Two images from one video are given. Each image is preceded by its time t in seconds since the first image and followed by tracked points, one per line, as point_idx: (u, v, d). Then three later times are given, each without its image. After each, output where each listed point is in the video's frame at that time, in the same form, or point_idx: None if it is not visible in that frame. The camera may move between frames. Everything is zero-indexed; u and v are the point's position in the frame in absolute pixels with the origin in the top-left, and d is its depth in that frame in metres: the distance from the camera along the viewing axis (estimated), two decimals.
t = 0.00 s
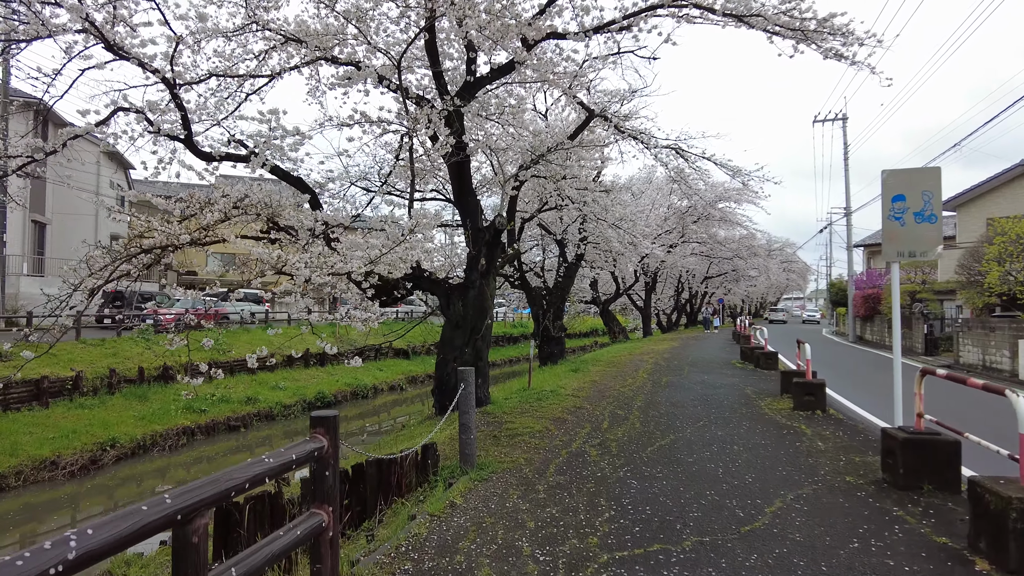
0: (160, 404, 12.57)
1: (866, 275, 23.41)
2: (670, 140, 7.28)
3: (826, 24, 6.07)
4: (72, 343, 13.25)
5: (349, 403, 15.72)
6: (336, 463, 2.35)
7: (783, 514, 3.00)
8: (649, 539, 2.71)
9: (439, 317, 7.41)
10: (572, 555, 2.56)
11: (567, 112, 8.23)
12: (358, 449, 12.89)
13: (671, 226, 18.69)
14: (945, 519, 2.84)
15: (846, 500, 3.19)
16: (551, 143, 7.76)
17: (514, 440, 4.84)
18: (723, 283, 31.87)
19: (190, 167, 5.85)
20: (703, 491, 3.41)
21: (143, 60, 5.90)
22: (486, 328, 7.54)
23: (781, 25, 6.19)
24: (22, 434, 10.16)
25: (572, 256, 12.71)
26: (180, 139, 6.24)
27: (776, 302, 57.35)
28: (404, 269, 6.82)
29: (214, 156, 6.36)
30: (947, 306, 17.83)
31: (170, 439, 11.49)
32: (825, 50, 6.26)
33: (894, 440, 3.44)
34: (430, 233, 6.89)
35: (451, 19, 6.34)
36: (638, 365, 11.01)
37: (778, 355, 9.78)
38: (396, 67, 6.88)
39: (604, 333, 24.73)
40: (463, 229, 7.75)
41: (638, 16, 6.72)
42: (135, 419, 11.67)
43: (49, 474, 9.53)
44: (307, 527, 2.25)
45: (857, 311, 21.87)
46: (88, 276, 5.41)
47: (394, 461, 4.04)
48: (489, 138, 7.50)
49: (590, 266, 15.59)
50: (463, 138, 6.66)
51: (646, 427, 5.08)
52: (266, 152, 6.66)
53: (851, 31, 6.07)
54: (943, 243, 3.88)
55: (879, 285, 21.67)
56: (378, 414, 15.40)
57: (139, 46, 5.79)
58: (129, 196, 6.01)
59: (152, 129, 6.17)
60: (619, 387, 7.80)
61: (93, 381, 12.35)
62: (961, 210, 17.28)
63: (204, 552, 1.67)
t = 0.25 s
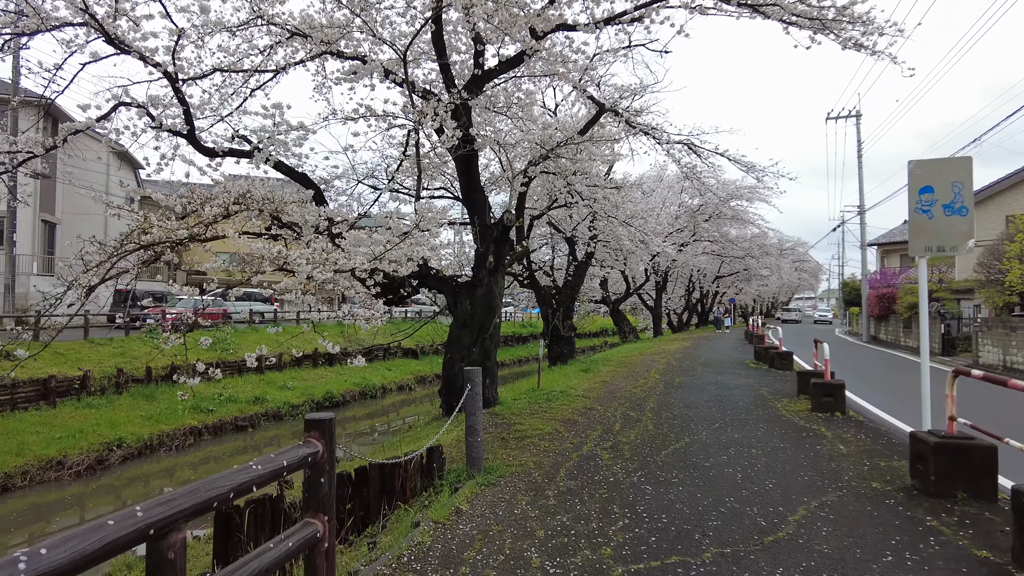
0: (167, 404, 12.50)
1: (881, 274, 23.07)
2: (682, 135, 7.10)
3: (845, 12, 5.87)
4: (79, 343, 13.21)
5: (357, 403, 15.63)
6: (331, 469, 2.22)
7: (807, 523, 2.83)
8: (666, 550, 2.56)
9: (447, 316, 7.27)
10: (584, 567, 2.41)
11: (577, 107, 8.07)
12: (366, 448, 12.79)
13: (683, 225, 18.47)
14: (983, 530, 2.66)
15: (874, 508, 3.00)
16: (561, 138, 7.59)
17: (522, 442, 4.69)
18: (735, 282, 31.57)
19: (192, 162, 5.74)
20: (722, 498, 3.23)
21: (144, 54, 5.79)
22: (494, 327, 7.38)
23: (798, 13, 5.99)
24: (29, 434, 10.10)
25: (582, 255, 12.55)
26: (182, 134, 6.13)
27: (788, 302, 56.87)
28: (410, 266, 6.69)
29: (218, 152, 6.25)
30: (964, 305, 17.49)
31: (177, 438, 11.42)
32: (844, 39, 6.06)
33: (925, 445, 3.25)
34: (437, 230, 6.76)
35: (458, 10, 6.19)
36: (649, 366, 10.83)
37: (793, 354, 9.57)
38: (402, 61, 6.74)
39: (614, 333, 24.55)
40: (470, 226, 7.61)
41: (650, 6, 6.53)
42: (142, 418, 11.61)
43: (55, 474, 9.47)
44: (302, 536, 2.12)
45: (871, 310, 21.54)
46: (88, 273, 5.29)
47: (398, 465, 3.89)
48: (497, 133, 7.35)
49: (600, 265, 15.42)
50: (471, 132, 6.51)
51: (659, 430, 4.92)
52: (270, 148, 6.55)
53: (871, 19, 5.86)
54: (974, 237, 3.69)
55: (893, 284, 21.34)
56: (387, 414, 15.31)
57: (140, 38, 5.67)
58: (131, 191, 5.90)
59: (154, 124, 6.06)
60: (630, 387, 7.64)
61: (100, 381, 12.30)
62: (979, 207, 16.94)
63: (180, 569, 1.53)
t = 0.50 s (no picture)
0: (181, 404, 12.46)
1: (904, 272, 22.59)
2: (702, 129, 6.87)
3: None
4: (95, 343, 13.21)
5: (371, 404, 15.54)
6: (329, 486, 2.12)
7: (846, 543, 2.62)
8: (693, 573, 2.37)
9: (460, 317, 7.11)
10: None
11: (592, 103, 7.87)
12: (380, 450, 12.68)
13: (700, 223, 18.17)
14: None
15: (918, 526, 2.78)
16: (577, 134, 7.39)
17: (537, 449, 4.52)
18: (753, 282, 31.13)
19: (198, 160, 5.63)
20: (750, 514, 3.04)
21: (149, 50, 5.68)
22: (508, 328, 7.21)
23: (825, 1, 5.74)
24: (43, 434, 10.09)
25: (598, 254, 12.34)
26: (189, 132, 6.02)
27: (807, 301, 56.11)
28: (421, 265, 6.53)
29: (225, 150, 6.13)
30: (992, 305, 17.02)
31: (190, 439, 11.37)
32: (873, 27, 5.79)
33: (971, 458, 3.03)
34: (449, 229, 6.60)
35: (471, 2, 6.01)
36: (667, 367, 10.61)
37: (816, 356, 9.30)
38: (413, 56, 6.58)
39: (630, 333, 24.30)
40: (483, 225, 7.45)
41: None
42: (155, 419, 11.57)
43: (69, 475, 9.43)
44: (301, 557, 2.01)
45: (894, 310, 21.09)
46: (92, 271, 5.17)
47: (408, 474, 3.72)
48: (511, 130, 7.17)
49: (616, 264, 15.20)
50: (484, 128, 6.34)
51: (680, 437, 4.71)
52: (279, 146, 6.43)
53: (902, 6, 5.60)
54: (1021, 233, 3.45)
55: (917, 284, 20.88)
56: (401, 415, 15.20)
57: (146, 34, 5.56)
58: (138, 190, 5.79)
59: (161, 122, 5.96)
60: (648, 390, 7.43)
61: (114, 381, 12.29)
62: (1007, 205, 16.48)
63: None
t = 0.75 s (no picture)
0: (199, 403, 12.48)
1: (931, 271, 22.08)
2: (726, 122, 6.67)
3: None
4: (114, 341, 13.26)
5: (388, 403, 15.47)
6: (336, 494, 2.10)
7: (889, 557, 2.44)
8: None
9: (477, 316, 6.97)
10: None
11: (613, 96, 7.69)
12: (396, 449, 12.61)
13: (721, 221, 17.87)
14: None
15: (969, 539, 2.58)
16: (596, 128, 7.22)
17: (556, 452, 4.36)
18: (775, 281, 30.66)
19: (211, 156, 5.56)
20: (785, 523, 2.86)
21: (162, 44, 5.60)
22: (526, 327, 7.06)
23: None
24: (62, 432, 10.11)
25: (617, 252, 12.14)
26: (203, 128, 5.95)
27: (829, 301, 55.28)
28: (437, 262, 6.40)
29: (239, 146, 6.05)
30: None
31: (208, 438, 11.37)
32: (908, 13, 5.55)
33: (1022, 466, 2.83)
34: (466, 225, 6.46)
35: None
36: (688, 368, 10.39)
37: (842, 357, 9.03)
38: (429, 49, 6.45)
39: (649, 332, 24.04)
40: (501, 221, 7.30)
41: None
42: (173, 417, 11.58)
43: (87, 473, 9.45)
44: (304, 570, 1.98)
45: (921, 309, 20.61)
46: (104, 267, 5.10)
47: (423, 476, 3.58)
48: (529, 124, 7.02)
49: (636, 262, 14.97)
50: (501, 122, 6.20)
51: (705, 441, 4.53)
52: (294, 142, 6.34)
53: None
54: None
55: (945, 283, 20.38)
56: (418, 414, 15.13)
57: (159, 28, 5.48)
58: (152, 186, 5.72)
59: (174, 118, 5.89)
60: (670, 392, 7.24)
61: (133, 379, 12.32)
62: None
63: None
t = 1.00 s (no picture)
0: (216, 404, 12.46)
1: (960, 272, 21.55)
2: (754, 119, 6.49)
3: None
4: (133, 341, 13.28)
5: (405, 404, 15.39)
6: (344, 517, 2.11)
7: None
8: None
9: (495, 318, 6.81)
10: None
11: (635, 92, 7.49)
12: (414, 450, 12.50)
13: (743, 221, 17.56)
14: None
15: None
16: (619, 125, 7.03)
17: (579, 462, 4.19)
18: (797, 282, 30.16)
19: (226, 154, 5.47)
20: (829, 545, 2.66)
21: (177, 41, 5.51)
22: (546, 330, 6.89)
23: None
24: (81, 431, 10.11)
25: (638, 253, 11.92)
26: (218, 125, 5.86)
27: (851, 302, 54.42)
28: (455, 263, 6.25)
29: (254, 143, 5.94)
30: None
31: (224, 439, 11.35)
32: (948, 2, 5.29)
33: None
34: (485, 224, 6.30)
35: None
36: (711, 371, 10.15)
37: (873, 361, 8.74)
38: (449, 45, 6.31)
39: (668, 334, 23.74)
40: (520, 220, 7.14)
41: None
42: (191, 417, 11.57)
43: (104, 473, 9.44)
44: None
45: (949, 312, 20.12)
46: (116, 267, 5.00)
47: (441, 487, 3.42)
48: (550, 121, 6.85)
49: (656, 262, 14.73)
50: (521, 118, 6.04)
51: (735, 452, 4.34)
52: (310, 139, 6.23)
53: None
54: None
55: (974, 284, 19.85)
56: (435, 416, 15.03)
57: (174, 24, 5.41)
58: (166, 184, 5.62)
59: (189, 115, 5.80)
60: (693, 397, 7.03)
61: (152, 379, 12.33)
62: None
63: None
